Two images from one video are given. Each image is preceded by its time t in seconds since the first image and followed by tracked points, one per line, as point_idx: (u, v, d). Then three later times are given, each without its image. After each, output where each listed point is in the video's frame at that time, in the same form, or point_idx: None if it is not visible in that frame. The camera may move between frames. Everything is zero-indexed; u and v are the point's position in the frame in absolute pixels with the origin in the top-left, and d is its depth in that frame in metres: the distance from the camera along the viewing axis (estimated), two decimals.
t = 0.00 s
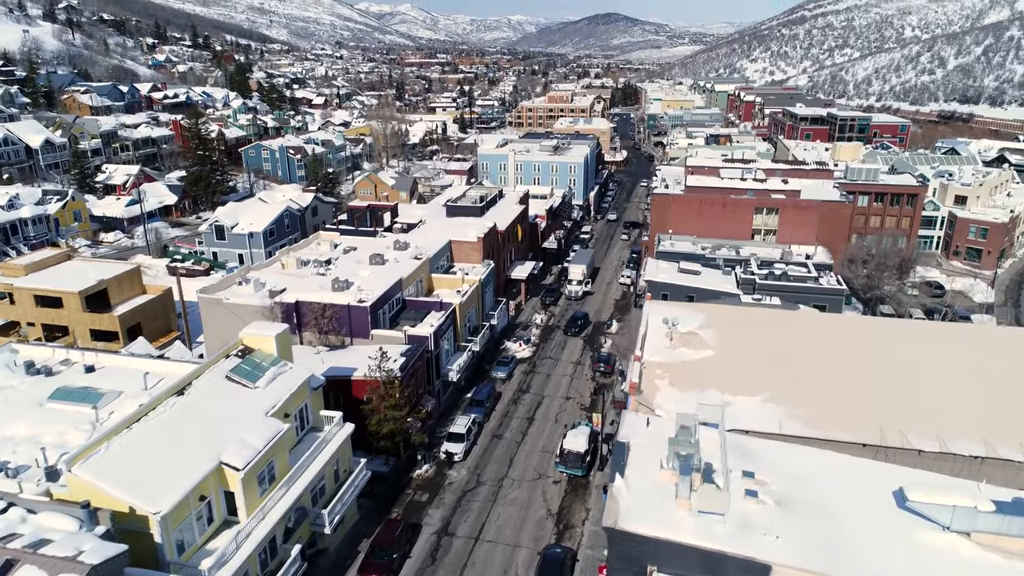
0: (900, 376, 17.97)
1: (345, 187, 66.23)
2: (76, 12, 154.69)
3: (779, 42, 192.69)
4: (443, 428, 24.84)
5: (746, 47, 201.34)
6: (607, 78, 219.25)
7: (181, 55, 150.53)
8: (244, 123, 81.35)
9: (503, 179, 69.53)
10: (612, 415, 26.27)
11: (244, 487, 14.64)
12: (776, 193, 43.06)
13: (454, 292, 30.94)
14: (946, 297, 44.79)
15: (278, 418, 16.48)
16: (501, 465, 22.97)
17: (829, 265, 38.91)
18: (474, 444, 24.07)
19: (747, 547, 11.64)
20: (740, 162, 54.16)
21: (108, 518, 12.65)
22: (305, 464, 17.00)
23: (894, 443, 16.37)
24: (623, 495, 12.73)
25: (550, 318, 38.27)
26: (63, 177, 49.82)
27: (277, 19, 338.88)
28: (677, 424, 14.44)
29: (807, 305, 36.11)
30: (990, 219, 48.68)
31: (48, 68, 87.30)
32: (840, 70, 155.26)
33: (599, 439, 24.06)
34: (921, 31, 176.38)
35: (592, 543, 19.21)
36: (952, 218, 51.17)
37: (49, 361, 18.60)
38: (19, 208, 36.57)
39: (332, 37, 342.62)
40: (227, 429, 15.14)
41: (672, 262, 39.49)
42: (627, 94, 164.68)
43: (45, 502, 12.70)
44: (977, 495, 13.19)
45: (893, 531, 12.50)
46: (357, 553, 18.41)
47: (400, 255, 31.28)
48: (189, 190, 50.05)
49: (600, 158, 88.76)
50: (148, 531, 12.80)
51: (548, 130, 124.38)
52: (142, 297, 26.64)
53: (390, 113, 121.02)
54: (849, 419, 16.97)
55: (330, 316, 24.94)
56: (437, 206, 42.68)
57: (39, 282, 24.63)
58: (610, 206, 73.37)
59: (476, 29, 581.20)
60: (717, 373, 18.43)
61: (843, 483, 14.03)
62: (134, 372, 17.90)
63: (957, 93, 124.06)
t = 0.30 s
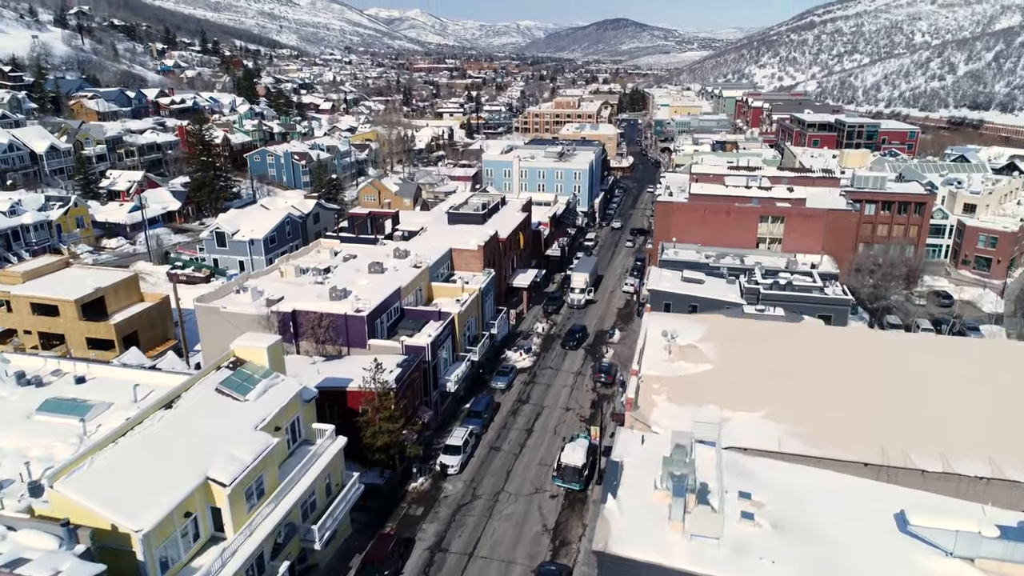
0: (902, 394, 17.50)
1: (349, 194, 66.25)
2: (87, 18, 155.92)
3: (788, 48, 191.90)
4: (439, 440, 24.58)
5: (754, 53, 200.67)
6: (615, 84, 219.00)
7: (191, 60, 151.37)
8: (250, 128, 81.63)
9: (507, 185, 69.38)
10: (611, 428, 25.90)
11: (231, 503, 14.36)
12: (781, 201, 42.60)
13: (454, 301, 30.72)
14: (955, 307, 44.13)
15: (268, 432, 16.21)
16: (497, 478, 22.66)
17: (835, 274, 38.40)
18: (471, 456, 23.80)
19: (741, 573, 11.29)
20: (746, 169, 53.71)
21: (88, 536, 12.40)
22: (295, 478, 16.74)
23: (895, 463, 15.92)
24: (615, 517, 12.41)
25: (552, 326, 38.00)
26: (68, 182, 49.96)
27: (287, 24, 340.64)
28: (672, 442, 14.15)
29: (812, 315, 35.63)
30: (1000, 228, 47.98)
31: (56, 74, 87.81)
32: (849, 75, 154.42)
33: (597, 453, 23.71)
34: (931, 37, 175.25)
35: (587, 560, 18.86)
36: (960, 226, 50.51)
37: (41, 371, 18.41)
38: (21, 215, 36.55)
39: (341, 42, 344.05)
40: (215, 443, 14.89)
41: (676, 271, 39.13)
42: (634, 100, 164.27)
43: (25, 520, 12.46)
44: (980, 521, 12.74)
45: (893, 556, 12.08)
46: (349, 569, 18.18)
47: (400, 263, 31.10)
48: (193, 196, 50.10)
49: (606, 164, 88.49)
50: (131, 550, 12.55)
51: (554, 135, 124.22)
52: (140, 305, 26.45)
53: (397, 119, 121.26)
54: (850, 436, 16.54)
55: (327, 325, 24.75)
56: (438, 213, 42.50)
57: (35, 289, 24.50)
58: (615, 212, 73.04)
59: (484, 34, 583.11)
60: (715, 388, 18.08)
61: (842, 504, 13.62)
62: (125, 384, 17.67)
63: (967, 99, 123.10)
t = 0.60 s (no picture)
0: (908, 410, 17.00)
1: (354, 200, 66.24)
2: (99, 24, 157.27)
3: (798, 53, 190.83)
4: (437, 452, 24.29)
5: (764, 58, 199.84)
6: (624, 89, 218.63)
7: (201, 65, 152.34)
8: (257, 134, 81.83)
9: (513, 192, 69.18)
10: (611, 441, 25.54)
11: (218, 520, 14.08)
12: (788, 209, 42.09)
13: (454, 310, 30.47)
14: (965, 317, 43.42)
15: (258, 446, 15.93)
16: (494, 492, 22.35)
17: (842, 284, 37.84)
18: (468, 469, 23.52)
19: None
20: (752, 177, 53.19)
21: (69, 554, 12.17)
22: (286, 493, 16.49)
23: (899, 484, 15.54)
24: (606, 540, 12.09)
25: (554, 336, 37.70)
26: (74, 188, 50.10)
27: (298, 29, 342.67)
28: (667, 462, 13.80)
29: (819, 326, 35.14)
30: (1011, 237, 47.26)
31: (66, 79, 88.44)
32: (859, 81, 153.43)
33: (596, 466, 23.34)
34: (943, 42, 173.87)
35: None
36: (971, 235, 49.78)
37: (33, 382, 18.23)
38: (24, 221, 36.59)
39: (352, 48, 345.63)
40: (202, 458, 14.63)
41: (680, 280, 38.73)
42: (643, 105, 163.86)
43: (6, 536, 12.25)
44: (985, 548, 12.28)
45: None
46: None
47: (400, 271, 30.89)
48: (198, 202, 50.14)
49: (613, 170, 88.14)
50: (113, 568, 12.30)
51: (562, 141, 124.02)
52: (138, 313, 26.31)
53: (405, 125, 121.42)
54: (852, 455, 16.17)
55: (325, 335, 24.52)
56: (441, 220, 42.31)
57: (34, 297, 24.40)
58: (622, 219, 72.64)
59: (494, 39, 584.54)
60: (715, 403, 17.68)
61: (842, 528, 13.20)
62: (116, 395, 17.45)
63: (980, 105, 121.94)
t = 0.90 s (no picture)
0: (916, 428, 16.37)
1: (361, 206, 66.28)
2: (114, 30, 159.09)
3: (811, 59, 189.64)
4: (435, 464, 24.03)
5: (777, 64, 198.77)
6: (635, 95, 218.24)
7: (214, 71, 153.57)
8: (266, 139, 82.20)
9: (521, 199, 68.98)
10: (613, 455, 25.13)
11: (206, 536, 13.84)
12: (797, 218, 41.53)
13: (456, 319, 30.23)
14: (978, 329, 42.68)
15: (249, 461, 15.70)
16: (493, 506, 22.04)
17: (851, 295, 37.23)
18: (467, 482, 23.23)
19: None
20: (761, 185, 52.62)
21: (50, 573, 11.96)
22: (277, 508, 16.22)
23: (904, 508, 15.04)
24: (599, 565, 11.78)
25: (559, 345, 37.41)
26: (82, 193, 50.36)
27: (311, 35, 345.20)
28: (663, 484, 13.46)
29: (826, 338, 34.57)
30: None
31: (79, 85, 89.33)
32: (873, 87, 152.20)
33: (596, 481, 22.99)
34: (958, 47, 172.21)
35: None
36: (985, 244, 48.96)
37: (28, 392, 18.10)
38: (31, 227, 36.68)
39: (365, 53, 347.69)
40: (192, 473, 14.42)
41: (687, 289, 38.34)
42: (654, 111, 163.38)
43: None
44: None
45: None
46: None
47: (403, 279, 30.74)
48: (205, 208, 50.29)
49: (621, 177, 87.80)
50: None
51: (571, 147, 123.78)
52: (139, 321, 26.22)
53: (414, 130, 121.64)
54: (855, 475, 15.75)
55: (324, 345, 24.33)
56: (446, 227, 42.12)
57: (35, 305, 24.35)
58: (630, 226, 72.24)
59: (506, 45, 585.93)
60: (716, 420, 17.23)
61: (844, 554, 12.76)
62: (109, 407, 17.28)
63: (995, 112, 120.59)
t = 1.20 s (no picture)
0: (920, 444, 16.16)
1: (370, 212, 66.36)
2: (129, 36, 160.82)
3: (825, 64, 188.26)
4: (434, 477, 23.78)
5: (790, 70, 197.58)
6: (648, 100, 217.74)
7: (228, 76, 154.86)
8: (277, 145, 82.57)
9: (529, 205, 68.76)
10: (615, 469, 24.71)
11: (193, 553, 13.57)
12: (807, 228, 40.96)
13: (459, 329, 29.99)
14: (992, 341, 41.85)
15: (241, 475, 15.47)
16: (491, 521, 21.72)
17: (862, 306, 36.60)
18: (466, 496, 22.95)
19: None
20: (771, 193, 52.03)
21: None
22: (269, 523, 15.96)
23: (909, 531, 14.54)
24: None
25: (563, 355, 37.09)
26: (91, 199, 50.67)
27: (326, 40, 347.70)
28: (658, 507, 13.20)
29: (836, 350, 33.95)
30: None
31: (93, 91, 90.24)
32: (887, 93, 150.80)
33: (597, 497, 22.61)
34: (975, 53, 170.36)
35: None
36: (1001, 254, 48.07)
37: (24, 402, 18.01)
38: (38, 233, 36.83)
39: (378, 58, 349.68)
40: (181, 488, 14.20)
41: (694, 299, 37.89)
42: (666, 116, 162.71)
43: None
44: None
45: None
46: None
47: (405, 288, 30.57)
48: (213, 214, 50.47)
49: (631, 183, 87.37)
50: None
51: (582, 153, 123.44)
52: (140, 329, 26.15)
53: (425, 136, 121.87)
54: (858, 495, 15.29)
55: (324, 355, 24.14)
56: (451, 235, 41.94)
57: (37, 313, 24.34)
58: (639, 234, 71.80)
59: (519, 50, 587.36)
60: (716, 437, 16.87)
61: None
62: (103, 419, 17.08)
63: (1012, 118, 118.98)
